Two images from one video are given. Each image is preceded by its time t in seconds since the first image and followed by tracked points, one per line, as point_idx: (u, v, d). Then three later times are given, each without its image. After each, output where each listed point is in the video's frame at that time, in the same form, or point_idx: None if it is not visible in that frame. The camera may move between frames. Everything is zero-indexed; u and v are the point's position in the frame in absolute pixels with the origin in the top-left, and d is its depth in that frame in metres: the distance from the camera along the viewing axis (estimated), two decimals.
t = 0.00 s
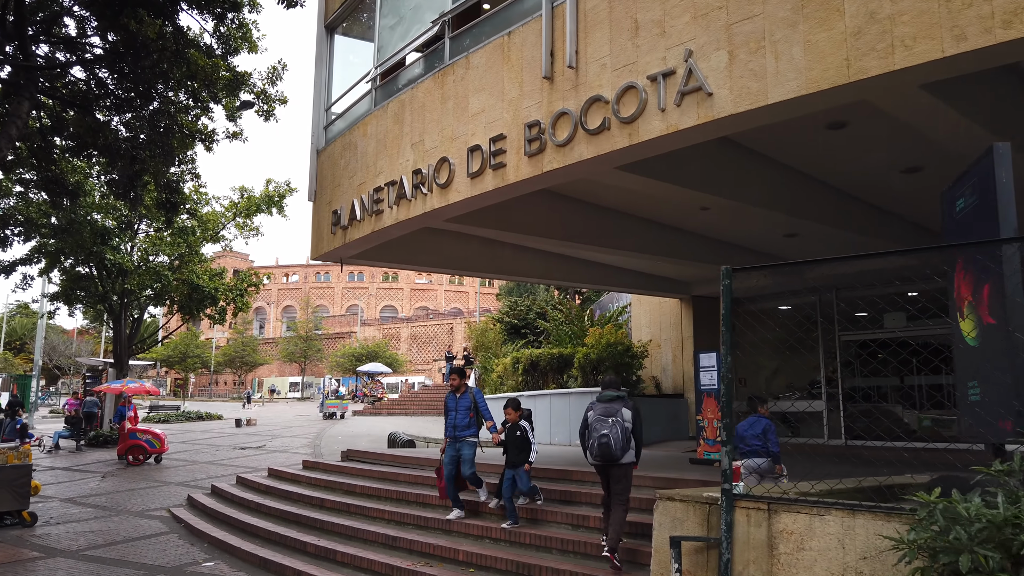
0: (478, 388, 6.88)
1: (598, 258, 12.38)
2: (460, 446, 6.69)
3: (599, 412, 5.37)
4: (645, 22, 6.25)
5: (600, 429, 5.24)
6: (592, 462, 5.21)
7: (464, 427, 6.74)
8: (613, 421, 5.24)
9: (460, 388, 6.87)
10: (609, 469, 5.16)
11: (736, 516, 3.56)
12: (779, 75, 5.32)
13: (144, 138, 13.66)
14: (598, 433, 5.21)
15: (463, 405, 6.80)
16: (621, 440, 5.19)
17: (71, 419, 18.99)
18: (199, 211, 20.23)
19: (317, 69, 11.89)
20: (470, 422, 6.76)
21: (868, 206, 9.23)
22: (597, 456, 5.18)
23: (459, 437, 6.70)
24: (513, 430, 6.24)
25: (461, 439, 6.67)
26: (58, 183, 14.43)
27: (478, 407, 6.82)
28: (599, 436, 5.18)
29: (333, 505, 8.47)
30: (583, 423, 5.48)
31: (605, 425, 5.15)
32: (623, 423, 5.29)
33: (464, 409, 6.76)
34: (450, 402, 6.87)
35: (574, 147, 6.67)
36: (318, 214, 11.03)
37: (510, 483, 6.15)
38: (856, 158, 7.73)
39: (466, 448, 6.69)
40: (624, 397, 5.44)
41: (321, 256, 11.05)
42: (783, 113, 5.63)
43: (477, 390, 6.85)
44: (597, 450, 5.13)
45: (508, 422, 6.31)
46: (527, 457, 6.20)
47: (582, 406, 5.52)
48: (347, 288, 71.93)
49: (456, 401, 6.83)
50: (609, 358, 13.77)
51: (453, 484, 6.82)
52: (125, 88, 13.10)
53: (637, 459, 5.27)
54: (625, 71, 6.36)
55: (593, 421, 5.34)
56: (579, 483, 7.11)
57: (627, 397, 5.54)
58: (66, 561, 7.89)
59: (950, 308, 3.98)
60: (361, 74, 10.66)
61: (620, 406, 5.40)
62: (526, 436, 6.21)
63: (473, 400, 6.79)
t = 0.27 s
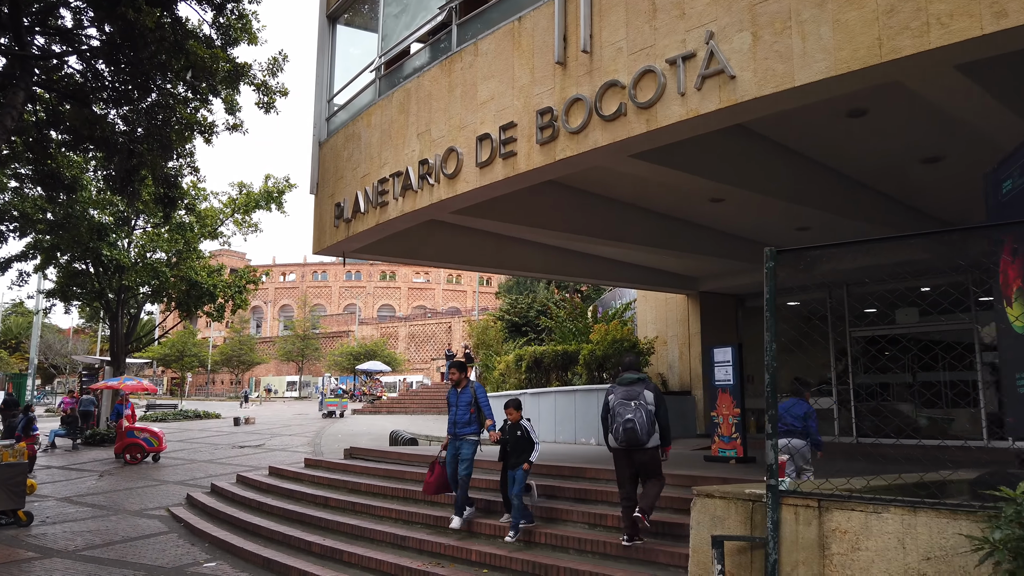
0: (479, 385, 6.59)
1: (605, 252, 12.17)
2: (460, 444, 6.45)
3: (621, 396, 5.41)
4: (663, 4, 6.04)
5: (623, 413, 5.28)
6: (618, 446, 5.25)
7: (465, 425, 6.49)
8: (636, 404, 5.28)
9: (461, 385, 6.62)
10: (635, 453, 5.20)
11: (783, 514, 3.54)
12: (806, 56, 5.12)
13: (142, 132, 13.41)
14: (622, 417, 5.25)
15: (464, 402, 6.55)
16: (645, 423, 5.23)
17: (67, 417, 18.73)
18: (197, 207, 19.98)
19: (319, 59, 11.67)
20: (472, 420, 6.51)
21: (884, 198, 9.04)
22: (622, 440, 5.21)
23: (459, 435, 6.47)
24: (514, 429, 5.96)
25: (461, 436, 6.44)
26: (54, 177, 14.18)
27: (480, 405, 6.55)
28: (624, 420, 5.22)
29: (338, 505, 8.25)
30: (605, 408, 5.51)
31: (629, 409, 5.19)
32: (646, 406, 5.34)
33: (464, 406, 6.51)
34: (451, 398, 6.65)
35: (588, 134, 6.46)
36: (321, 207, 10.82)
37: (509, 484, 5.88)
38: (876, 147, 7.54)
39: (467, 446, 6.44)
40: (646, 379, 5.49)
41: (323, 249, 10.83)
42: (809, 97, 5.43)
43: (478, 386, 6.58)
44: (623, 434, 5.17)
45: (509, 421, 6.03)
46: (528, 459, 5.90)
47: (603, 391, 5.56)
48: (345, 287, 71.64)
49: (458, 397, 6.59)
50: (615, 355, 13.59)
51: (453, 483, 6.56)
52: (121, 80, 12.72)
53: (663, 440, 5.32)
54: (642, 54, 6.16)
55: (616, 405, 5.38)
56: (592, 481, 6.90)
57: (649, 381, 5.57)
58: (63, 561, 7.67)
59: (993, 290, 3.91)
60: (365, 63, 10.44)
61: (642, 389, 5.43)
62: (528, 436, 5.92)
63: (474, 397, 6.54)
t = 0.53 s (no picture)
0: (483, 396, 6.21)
1: (612, 248, 11.93)
2: (460, 459, 6.08)
3: (647, 393, 5.12)
4: None
5: (651, 411, 4.99)
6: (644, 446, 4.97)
7: (464, 439, 6.08)
8: (663, 402, 5.00)
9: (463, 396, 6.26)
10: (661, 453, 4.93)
11: (837, 520, 3.41)
12: (836, 37, 4.89)
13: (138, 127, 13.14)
14: (650, 415, 4.96)
15: (465, 414, 6.17)
16: (674, 422, 4.95)
17: (63, 417, 18.47)
18: (195, 203, 19.70)
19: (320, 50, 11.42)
20: (472, 434, 6.08)
21: (902, 191, 8.80)
22: (649, 440, 4.93)
23: (458, 450, 6.07)
24: (512, 445, 5.51)
25: (460, 451, 6.06)
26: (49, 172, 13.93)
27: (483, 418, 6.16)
28: (652, 418, 4.94)
29: (343, 506, 8.01)
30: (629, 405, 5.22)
31: (657, 407, 4.91)
32: (673, 404, 5.06)
33: (465, 419, 6.12)
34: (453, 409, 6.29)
35: (603, 122, 6.22)
36: (322, 201, 10.58)
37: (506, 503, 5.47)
38: (897, 138, 7.32)
39: (466, 462, 6.06)
40: (673, 376, 5.22)
41: (324, 245, 10.58)
42: (837, 80, 5.19)
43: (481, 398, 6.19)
44: (650, 433, 4.88)
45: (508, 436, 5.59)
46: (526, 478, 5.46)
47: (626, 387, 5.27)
48: (342, 286, 71.35)
49: (460, 409, 6.22)
50: (621, 353, 13.36)
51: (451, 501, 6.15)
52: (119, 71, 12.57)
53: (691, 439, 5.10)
54: (660, 38, 5.92)
55: (642, 402, 5.09)
56: (607, 482, 6.66)
57: (675, 377, 5.30)
58: (58, 565, 7.42)
59: None
60: (368, 54, 10.19)
61: (669, 386, 5.16)
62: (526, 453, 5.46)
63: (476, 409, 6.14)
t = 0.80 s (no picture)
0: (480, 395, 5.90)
1: (616, 243, 11.74)
2: (460, 461, 5.84)
3: (677, 380, 5.07)
4: None
5: (679, 399, 4.95)
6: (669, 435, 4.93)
7: (462, 441, 5.84)
8: (693, 391, 4.94)
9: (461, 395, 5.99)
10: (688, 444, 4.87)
11: (899, 525, 3.25)
12: (866, 19, 4.70)
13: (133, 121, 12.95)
14: (677, 404, 4.91)
15: (463, 414, 5.90)
16: (702, 412, 4.87)
17: (56, 417, 18.19)
18: (190, 200, 19.45)
19: (320, 41, 11.19)
20: (469, 436, 5.81)
21: (917, 185, 8.63)
22: (675, 428, 4.88)
23: (457, 453, 5.81)
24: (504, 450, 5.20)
25: (459, 453, 5.82)
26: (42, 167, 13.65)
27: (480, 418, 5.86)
28: (679, 407, 4.90)
29: (346, 507, 7.79)
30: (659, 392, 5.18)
31: (686, 396, 4.86)
32: (704, 394, 4.98)
33: (462, 420, 5.86)
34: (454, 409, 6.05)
35: (618, 110, 6.02)
36: (323, 195, 10.36)
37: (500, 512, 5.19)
38: (915, 129, 7.15)
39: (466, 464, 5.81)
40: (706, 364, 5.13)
41: (325, 240, 10.37)
42: (865, 65, 5.01)
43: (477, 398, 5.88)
44: (676, 423, 4.84)
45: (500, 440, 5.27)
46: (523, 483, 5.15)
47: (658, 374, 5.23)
48: (338, 285, 71.03)
49: (459, 409, 5.97)
50: (625, 351, 13.18)
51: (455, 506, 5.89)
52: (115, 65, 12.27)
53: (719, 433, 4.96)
54: (678, 23, 5.73)
55: (671, 390, 5.05)
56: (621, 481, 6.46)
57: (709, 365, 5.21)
58: (52, 569, 7.19)
59: None
60: (370, 45, 9.96)
61: (701, 374, 5.08)
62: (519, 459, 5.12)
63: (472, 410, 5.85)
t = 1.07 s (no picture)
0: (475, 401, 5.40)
1: (621, 238, 11.56)
2: (456, 473, 5.38)
3: (701, 364, 5.09)
4: None
5: (702, 384, 4.97)
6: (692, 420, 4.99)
7: (457, 452, 5.36)
8: (716, 376, 4.96)
9: (455, 401, 5.51)
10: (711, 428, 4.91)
11: (965, 526, 3.12)
12: None
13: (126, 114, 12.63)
14: (700, 389, 4.94)
15: (457, 422, 5.42)
16: (725, 397, 4.89)
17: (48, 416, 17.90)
18: (185, 196, 19.17)
19: (320, 31, 10.96)
20: (464, 445, 5.34)
21: (931, 178, 8.45)
22: (697, 413, 4.93)
23: (452, 465, 5.35)
24: (495, 461, 5.22)
25: (454, 465, 5.34)
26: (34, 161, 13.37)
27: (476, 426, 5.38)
28: (701, 392, 4.93)
29: (348, 507, 7.58)
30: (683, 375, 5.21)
31: (708, 381, 4.88)
32: (728, 378, 4.99)
33: (456, 428, 5.37)
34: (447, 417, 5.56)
35: (632, 96, 5.83)
36: (323, 188, 10.14)
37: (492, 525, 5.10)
38: (933, 118, 6.97)
39: (462, 477, 5.35)
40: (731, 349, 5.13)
41: (325, 234, 10.14)
42: (892, 47, 4.82)
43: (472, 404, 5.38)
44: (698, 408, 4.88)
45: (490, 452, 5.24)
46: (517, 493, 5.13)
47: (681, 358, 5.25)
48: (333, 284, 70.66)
49: (453, 417, 5.48)
50: (628, 348, 12.99)
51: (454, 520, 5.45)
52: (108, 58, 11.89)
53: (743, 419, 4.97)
54: (695, 5, 5.54)
55: (694, 374, 5.07)
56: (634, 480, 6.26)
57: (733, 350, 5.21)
58: (44, 571, 6.95)
59: None
60: (371, 34, 9.75)
61: (725, 359, 5.08)
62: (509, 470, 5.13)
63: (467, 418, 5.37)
